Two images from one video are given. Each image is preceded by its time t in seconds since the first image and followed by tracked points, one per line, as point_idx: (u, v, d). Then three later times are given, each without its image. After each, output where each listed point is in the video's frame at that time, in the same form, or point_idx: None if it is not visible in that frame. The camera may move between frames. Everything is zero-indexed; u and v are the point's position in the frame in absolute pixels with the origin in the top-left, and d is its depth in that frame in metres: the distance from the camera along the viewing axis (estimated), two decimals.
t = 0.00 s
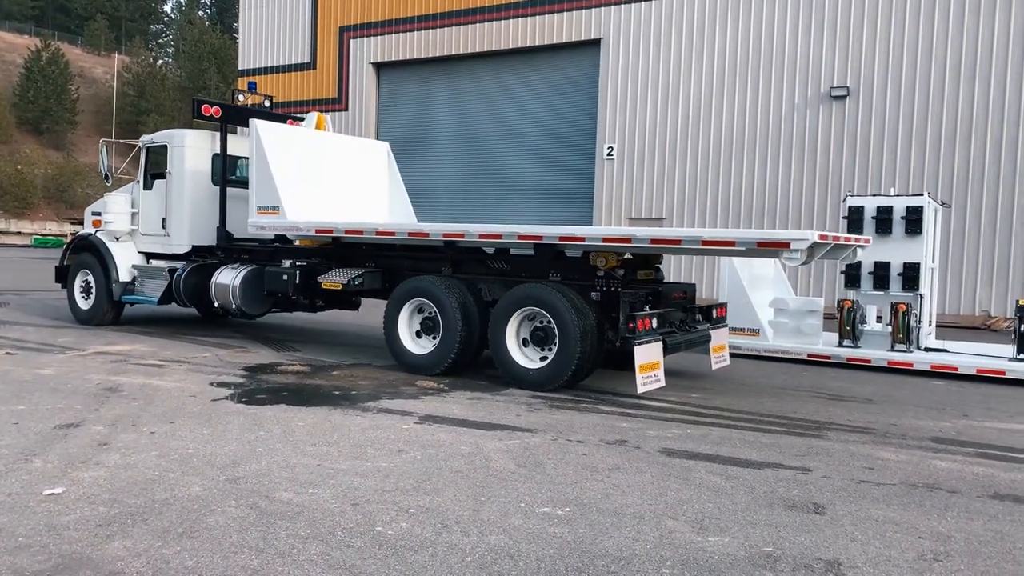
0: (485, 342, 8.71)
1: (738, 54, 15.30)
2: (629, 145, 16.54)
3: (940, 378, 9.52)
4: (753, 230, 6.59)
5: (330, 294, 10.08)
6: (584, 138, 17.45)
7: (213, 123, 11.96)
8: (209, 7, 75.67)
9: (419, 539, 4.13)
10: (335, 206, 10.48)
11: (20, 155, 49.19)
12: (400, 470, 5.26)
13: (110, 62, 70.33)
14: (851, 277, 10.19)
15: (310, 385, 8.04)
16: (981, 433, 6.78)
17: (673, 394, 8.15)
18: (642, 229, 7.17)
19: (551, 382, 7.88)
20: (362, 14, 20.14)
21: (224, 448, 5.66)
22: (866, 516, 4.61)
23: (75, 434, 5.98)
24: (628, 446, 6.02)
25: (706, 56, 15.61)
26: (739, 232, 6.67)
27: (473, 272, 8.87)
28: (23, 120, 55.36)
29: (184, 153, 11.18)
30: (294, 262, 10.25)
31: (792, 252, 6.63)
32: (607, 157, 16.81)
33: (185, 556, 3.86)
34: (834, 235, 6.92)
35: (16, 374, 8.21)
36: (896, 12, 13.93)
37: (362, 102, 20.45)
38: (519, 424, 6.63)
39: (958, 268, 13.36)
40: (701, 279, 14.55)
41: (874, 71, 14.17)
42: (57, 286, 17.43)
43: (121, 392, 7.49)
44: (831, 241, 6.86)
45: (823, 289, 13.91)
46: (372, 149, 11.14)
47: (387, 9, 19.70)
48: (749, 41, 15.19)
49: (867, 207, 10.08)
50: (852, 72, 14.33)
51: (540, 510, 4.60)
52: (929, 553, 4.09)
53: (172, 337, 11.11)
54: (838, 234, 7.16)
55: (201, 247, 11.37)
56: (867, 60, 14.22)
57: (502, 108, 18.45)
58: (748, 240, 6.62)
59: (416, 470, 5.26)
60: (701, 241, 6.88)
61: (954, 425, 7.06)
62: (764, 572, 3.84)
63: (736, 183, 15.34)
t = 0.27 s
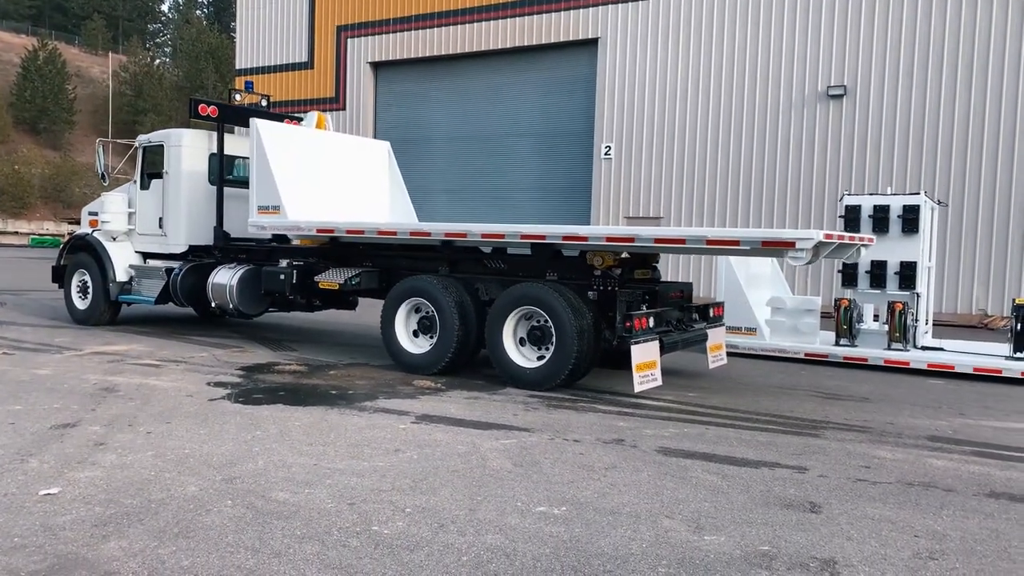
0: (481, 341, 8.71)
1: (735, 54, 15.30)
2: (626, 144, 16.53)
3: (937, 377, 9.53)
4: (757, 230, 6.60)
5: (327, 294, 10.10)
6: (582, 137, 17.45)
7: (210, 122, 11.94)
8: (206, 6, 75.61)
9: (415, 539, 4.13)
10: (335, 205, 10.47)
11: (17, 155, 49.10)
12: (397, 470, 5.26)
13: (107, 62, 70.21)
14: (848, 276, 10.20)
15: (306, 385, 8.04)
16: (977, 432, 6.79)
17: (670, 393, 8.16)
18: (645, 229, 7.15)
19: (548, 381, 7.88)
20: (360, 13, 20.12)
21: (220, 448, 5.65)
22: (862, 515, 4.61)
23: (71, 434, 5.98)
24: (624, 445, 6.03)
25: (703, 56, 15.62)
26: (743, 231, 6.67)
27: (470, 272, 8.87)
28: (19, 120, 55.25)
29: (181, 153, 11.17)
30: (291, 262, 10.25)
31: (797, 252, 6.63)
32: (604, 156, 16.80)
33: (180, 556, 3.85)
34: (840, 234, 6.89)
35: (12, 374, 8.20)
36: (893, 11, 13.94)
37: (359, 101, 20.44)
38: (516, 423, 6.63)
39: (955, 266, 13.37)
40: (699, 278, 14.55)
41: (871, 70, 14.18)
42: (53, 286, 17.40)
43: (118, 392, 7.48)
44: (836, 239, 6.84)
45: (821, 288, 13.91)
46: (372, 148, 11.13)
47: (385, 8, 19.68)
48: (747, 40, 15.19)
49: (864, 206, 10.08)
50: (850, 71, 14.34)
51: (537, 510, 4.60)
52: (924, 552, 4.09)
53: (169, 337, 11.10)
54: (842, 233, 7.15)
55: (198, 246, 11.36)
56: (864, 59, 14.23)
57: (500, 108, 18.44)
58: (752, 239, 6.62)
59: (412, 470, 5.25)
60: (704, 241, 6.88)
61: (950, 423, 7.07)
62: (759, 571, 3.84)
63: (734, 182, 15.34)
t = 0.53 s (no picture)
0: (480, 340, 8.72)
1: (733, 53, 15.32)
2: (624, 143, 16.54)
3: (934, 376, 9.54)
4: (763, 230, 6.59)
5: (325, 294, 10.10)
6: (580, 136, 17.45)
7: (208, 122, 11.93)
8: (204, 6, 75.60)
9: (413, 538, 4.14)
10: (336, 205, 10.47)
11: (15, 155, 49.05)
12: (395, 470, 5.27)
13: (105, 62, 70.14)
14: (846, 275, 10.22)
15: (305, 384, 8.04)
16: (974, 431, 6.81)
17: (668, 392, 8.16)
18: (650, 229, 7.14)
19: (546, 381, 7.89)
20: (358, 12, 20.11)
21: (218, 448, 5.66)
22: (858, 514, 4.62)
23: (69, 434, 5.98)
24: (622, 444, 6.03)
25: (701, 56, 15.64)
26: (749, 231, 6.65)
27: (468, 271, 8.88)
28: (17, 119, 55.18)
29: (179, 152, 11.16)
30: (289, 261, 10.25)
31: (803, 252, 6.62)
32: (602, 156, 16.81)
33: (178, 556, 3.86)
34: (846, 234, 6.86)
35: (10, 374, 8.20)
36: (890, 10, 13.96)
37: (358, 100, 20.43)
38: (514, 423, 6.64)
39: (952, 266, 13.40)
40: (697, 278, 14.57)
41: (869, 69, 14.20)
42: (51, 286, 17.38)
43: (116, 392, 7.48)
44: (843, 239, 6.80)
45: (819, 287, 13.93)
46: (373, 147, 11.13)
47: (383, 7, 19.67)
48: (744, 40, 15.21)
49: (861, 205, 10.07)
50: (847, 70, 14.36)
51: (534, 509, 4.61)
52: (920, 550, 4.11)
53: (167, 337, 11.10)
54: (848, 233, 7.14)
55: (196, 246, 11.36)
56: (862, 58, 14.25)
57: (498, 107, 18.42)
58: (758, 239, 6.60)
59: (410, 470, 5.26)
60: (710, 241, 6.86)
61: (947, 422, 7.09)
62: (756, 570, 3.85)
63: (731, 181, 15.36)
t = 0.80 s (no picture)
0: (475, 340, 8.73)
1: (729, 53, 15.33)
2: (621, 143, 16.55)
3: (929, 375, 9.57)
4: (767, 229, 6.59)
5: (321, 293, 10.09)
6: (576, 136, 17.46)
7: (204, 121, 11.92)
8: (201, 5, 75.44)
9: (408, 537, 4.14)
10: (336, 204, 10.46)
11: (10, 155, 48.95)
12: (390, 469, 5.27)
13: (101, 61, 70.04)
14: (841, 274, 10.24)
15: (301, 384, 8.04)
16: (968, 429, 6.82)
17: (663, 392, 8.18)
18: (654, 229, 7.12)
19: (542, 380, 7.90)
20: (355, 12, 20.10)
21: (213, 447, 5.65)
22: (852, 512, 4.64)
23: (64, 434, 5.97)
24: (617, 444, 6.04)
25: (698, 55, 15.65)
26: (754, 231, 6.66)
27: (464, 270, 8.88)
28: (13, 119, 55.06)
29: (175, 152, 11.15)
30: (285, 260, 10.24)
31: (808, 252, 6.61)
32: (599, 155, 16.82)
33: (172, 556, 3.86)
34: (849, 233, 6.83)
35: (5, 374, 8.18)
36: (886, 10, 13.98)
37: (355, 100, 20.42)
38: (509, 422, 6.64)
39: (948, 265, 13.42)
40: (693, 277, 14.58)
41: (865, 69, 14.22)
42: (47, 286, 17.34)
43: (111, 391, 7.47)
44: (846, 239, 6.77)
45: (815, 286, 13.95)
46: (373, 146, 11.12)
47: (381, 7, 19.66)
48: (741, 40, 15.22)
49: (857, 205, 10.08)
50: (844, 70, 14.37)
51: (528, 508, 4.61)
52: (913, 549, 4.12)
53: (163, 337, 11.09)
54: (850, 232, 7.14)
55: (192, 245, 11.35)
56: (858, 58, 14.26)
57: (496, 106, 18.42)
58: (763, 239, 6.60)
59: (405, 469, 5.26)
60: (714, 241, 6.86)
61: (941, 421, 7.10)
62: (750, 569, 3.86)
63: (728, 180, 15.37)
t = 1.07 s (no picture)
0: (468, 339, 8.73)
1: (721, 53, 15.36)
2: (614, 142, 16.57)
3: (920, 373, 9.61)
4: (768, 229, 6.62)
5: (313, 292, 10.08)
6: (569, 135, 17.47)
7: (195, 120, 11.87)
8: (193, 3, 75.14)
9: (398, 537, 4.14)
10: (332, 203, 10.43)
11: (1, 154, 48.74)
12: (381, 469, 5.27)
13: (93, 60, 69.78)
14: (832, 274, 10.28)
15: (292, 384, 8.03)
16: (958, 428, 6.86)
17: (655, 391, 8.19)
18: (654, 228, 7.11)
19: (534, 380, 7.91)
20: (348, 11, 20.07)
21: (204, 448, 5.64)
22: (841, 510, 4.66)
23: (54, 434, 5.95)
24: (609, 443, 6.05)
25: (689, 55, 15.68)
26: (754, 231, 6.69)
27: (456, 270, 8.87)
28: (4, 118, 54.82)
29: (166, 151, 11.11)
30: (277, 260, 10.23)
31: (809, 252, 6.63)
32: (592, 155, 16.83)
33: (162, 556, 3.85)
34: (848, 233, 6.85)
35: None
36: (877, 10, 14.03)
37: (347, 99, 20.39)
38: (501, 421, 6.65)
39: (939, 264, 13.48)
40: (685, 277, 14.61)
41: (856, 68, 14.26)
42: (38, 287, 17.28)
43: (102, 391, 7.45)
44: (846, 238, 6.78)
45: (807, 285, 13.99)
46: (369, 146, 11.11)
47: (373, 6, 19.63)
48: (733, 39, 15.25)
49: (848, 204, 10.10)
50: (835, 70, 14.42)
51: (519, 507, 4.62)
52: (902, 546, 4.14)
53: (155, 336, 11.06)
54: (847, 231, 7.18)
55: (183, 245, 11.33)
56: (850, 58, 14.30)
57: (489, 106, 18.41)
58: (764, 239, 6.63)
59: (396, 469, 5.26)
60: (715, 241, 6.87)
61: (931, 420, 7.14)
62: (739, 567, 3.87)
63: (720, 180, 15.41)
